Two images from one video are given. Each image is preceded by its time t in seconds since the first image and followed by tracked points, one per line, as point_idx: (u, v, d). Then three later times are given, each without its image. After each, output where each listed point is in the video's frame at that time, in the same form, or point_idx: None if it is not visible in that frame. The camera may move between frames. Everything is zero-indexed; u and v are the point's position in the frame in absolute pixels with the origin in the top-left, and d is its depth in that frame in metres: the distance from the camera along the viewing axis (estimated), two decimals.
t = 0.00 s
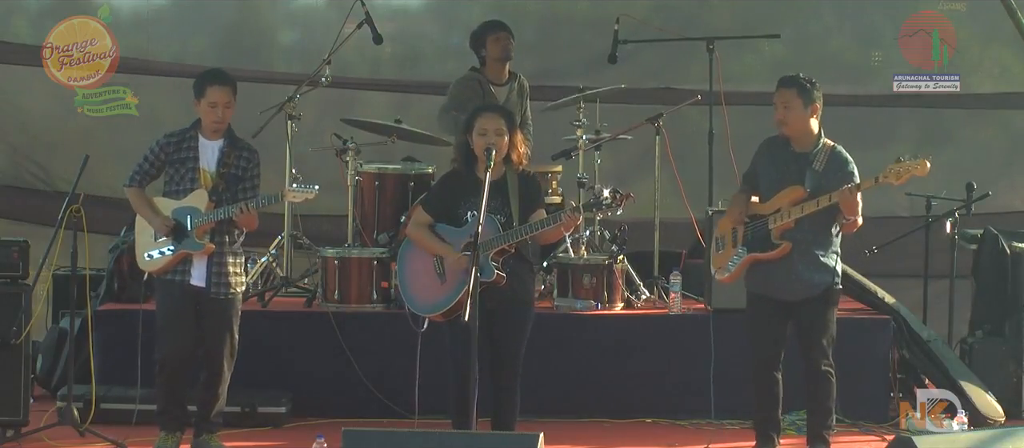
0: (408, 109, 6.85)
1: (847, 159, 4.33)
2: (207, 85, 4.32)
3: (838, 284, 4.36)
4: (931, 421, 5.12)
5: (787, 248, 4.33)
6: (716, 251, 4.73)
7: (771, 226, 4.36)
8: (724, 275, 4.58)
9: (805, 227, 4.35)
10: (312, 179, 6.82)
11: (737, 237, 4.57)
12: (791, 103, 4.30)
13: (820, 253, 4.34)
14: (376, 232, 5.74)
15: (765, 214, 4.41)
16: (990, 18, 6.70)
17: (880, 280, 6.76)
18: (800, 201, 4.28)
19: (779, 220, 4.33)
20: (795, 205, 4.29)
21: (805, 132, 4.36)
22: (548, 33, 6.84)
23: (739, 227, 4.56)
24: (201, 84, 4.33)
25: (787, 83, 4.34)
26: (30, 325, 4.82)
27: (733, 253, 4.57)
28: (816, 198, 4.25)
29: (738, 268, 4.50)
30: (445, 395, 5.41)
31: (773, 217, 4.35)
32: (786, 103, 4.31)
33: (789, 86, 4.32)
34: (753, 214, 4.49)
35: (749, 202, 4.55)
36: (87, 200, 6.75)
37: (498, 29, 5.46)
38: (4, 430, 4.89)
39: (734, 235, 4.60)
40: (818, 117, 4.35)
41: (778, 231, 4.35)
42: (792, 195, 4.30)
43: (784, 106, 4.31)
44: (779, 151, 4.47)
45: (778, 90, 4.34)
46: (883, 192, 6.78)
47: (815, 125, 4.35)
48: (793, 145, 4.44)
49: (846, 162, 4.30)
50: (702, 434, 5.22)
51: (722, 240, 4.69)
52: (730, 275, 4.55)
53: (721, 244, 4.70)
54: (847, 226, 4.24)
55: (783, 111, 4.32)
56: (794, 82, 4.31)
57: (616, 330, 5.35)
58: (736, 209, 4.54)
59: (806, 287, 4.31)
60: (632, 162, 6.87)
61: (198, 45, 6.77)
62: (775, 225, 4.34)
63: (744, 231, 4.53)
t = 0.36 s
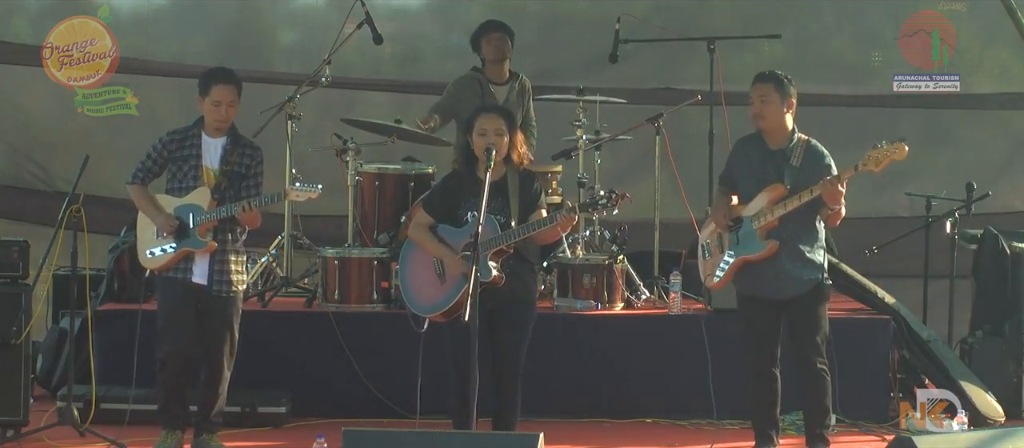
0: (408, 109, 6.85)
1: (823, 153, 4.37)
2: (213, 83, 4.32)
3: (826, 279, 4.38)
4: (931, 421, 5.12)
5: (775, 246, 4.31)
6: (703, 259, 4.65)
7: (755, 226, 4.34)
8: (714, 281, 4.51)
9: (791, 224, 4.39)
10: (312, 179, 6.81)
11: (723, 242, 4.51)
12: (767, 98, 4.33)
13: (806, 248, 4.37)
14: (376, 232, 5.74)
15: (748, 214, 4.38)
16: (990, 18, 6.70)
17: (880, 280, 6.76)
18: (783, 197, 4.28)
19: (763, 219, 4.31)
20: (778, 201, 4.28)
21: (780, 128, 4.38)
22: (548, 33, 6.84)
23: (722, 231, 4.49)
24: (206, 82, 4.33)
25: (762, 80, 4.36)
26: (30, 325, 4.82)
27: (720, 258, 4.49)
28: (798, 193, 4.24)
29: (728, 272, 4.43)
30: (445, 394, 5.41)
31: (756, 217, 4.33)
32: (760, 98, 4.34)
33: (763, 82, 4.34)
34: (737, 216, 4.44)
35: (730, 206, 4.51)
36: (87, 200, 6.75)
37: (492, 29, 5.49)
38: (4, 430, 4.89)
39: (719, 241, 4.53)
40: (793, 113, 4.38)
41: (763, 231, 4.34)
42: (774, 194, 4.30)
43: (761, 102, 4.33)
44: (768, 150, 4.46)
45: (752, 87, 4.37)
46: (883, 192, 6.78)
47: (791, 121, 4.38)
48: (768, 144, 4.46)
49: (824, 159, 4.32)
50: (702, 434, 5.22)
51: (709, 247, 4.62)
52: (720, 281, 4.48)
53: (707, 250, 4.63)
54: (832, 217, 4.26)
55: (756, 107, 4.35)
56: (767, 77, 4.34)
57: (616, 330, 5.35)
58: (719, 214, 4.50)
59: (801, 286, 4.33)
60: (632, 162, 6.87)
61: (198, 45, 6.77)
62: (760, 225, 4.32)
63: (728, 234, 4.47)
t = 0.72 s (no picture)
0: (408, 109, 6.85)
1: (812, 151, 4.42)
2: (202, 82, 4.31)
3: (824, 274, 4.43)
4: (931, 421, 5.12)
5: (782, 247, 4.30)
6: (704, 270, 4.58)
7: (756, 230, 4.35)
8: (723, 289, 4.45)
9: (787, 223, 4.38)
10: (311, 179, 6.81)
11: (725, 250, 4.47)
12: (758, 100, 4.34)
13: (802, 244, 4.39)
14: (376, 232, 5.74)
15: (747, 219, 4.37)
16: (989, 18, 6.70)
17: (880, 280, 6.76)
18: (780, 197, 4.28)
19: (764, 221, 4.32)
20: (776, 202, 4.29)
21: (768, 129, 4.39)
22: (548, 33, 6.84)
23: (721, 241, 4.48)
24: (196, 81, 4.32)
25: (748, 82, 4.37)
26: (30, 325, 4.82)
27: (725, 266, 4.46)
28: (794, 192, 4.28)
29: (737, 277, 4.39)
30: (445, 395, 5.40)
31: (756, 221, 4.34)
32: (751, 100, 4.35)
33: (752, 83, 4.35)
34: (733, 223, 4.44)
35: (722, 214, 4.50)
36: (87, 200, 6.75)
37: (491, 29, 5.49)
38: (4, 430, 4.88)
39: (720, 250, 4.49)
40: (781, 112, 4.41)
41: (764, 234, 4.35)
42: (769, 194, 4.28)
43: (752, 104, 4.35)
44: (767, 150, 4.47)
45: (741, 90, 4.39)
46: (883, 192, 6.78)
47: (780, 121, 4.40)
48: (759, 145, 4.47)
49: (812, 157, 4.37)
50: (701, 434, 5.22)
51: (710, 257, 4.54)
52: (728, 289, 4.44)
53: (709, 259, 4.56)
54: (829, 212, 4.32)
55: (746, 109, 4.37)
56: (754, 79, 4.36)
57: (616, 330, 5.36)
58: (714, 226, 4.48)
59: (801, 288, 4.34)
60: (632, 162, 6.87)
61: (198, 45, 6.77)
62: (760, 228, 4.33)
63: (728, 242, 4.46)
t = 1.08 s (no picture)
0: (408, 109, 6.85)
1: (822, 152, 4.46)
2: (193, 81, 4.32)
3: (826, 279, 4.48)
4: (931, 421, 5.12)
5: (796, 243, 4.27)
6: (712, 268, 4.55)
7: (770, 227, 4.32)
8: (731, 287, 4.43)
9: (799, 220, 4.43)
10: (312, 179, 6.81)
11: (734, 248, 4.46)
12: (769, 101, 4.37)
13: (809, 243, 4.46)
14: (376, 233, 5.75)
15: (760, 216, 4.35)
16: (990, 18, 6.70)
17: (880, 280, 6.76)
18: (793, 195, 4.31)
19: (779, 217, 4.30)
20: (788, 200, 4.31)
21: (778, 131, 4.43)
22: (548, 33, 6.84)
23: (732, 237, 4.45)
24: (187, 80, 4.33)
25: (757, 84, 4.41)
26: (30, 325, 4.82)
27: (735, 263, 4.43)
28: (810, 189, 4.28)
29: (747, 274, 4.38)
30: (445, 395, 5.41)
31: (769, 217, 4.32)
32: (760, 100, 4.38)
33: (761, 84, 4.40)
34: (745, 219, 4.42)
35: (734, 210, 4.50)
36: (87, 200, 6.76)
37: (491, 29, 5.48)
38: (4, 430, 4.88)
39: (729, 247, 4.48)
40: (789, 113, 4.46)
41: (776, 231, 4.33)
42: (784, 192, 4.31)
43: (763, 105, 4.38)
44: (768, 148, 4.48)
45: (749, 91, 4.42)
46: (883, 192, 6.78)
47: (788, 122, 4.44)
48: (768, 146, 4.49)
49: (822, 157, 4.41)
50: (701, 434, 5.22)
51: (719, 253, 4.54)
52: (736, 286, 4.43)
53: (717, 256, 4.54)
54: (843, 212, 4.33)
55: (755, 110, 4.40)
56: (763, 81, 4.41)
57: (615, 330, 5.36)
58: (726, 218, 4.46)
59: (799, 289, 4.38)
60: (632, 162, 6.87)
61: (198, 45, 6.77)
62: (773, 225, 4.31)
63: (739, 237, 4.43)
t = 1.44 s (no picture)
0: (408, 109, 6.85)
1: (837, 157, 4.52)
2: (196, 87, 4.31)
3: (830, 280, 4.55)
4: (931, 421, 5.12)
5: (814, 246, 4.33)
6: (721, 261, 4.55)
7: (786, 228, 4.36)
8: (743, 283, 4.44)
9: (816, 220, 4.44)
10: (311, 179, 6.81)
11: (746, 243, 4.46)
12: (800, 101, 4.40)
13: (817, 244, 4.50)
14: (376, 233, 5.74)
15: (778, 214, 4.38)
16: (989, 18, 6.70)
17: (880, 280, 6.76)
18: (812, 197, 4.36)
19: (797, 219, 4.34)
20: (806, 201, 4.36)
21: (803, 132, 4.44)
22: (549, 33, 6.84)
23: (746, 234, 4.44)
24: (190, 86, 4.32)
25: (786, 82, 4.43)
26: (30, 325, 4.81)
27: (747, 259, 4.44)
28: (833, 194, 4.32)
29: (760, 271, 4.39)
30: (445, 395, 5.41)
31: (787, 218, 4.35)
32: (789, 100, 4.40)
33: (792, 84, 4.42)
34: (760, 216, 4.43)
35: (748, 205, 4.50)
36: (87, 200, 6.76)
37: (490, 31, 5.48)
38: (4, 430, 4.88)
39: (741, 241, 4.47)
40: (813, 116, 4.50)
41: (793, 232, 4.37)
42: (803, 193, 4.35)
43: (792, 105, 4.40)
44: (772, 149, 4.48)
45: (780, 90, 4.44)
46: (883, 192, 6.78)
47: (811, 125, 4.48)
48: (788, 146, 4.48)
49: (837, 160, 4.48)
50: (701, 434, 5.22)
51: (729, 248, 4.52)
52: (749, 282, 4.42)
53: (728, 250, 4.53)
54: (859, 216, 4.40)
55: (784, 109, 4.41)
56: (793, 80, 4.42)
57: (616, 330, 5.35)
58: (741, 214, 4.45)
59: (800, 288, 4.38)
60: (632, 162, 6.88)
61: (198, 45, 6.76)
62: (791, 226, 4.35)
63: (754, 233, 4.43)
